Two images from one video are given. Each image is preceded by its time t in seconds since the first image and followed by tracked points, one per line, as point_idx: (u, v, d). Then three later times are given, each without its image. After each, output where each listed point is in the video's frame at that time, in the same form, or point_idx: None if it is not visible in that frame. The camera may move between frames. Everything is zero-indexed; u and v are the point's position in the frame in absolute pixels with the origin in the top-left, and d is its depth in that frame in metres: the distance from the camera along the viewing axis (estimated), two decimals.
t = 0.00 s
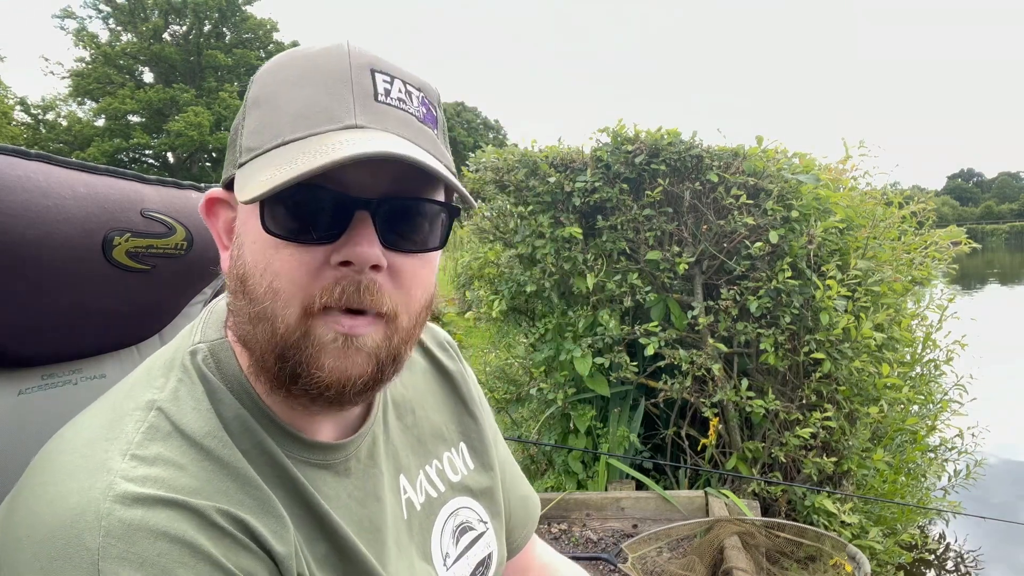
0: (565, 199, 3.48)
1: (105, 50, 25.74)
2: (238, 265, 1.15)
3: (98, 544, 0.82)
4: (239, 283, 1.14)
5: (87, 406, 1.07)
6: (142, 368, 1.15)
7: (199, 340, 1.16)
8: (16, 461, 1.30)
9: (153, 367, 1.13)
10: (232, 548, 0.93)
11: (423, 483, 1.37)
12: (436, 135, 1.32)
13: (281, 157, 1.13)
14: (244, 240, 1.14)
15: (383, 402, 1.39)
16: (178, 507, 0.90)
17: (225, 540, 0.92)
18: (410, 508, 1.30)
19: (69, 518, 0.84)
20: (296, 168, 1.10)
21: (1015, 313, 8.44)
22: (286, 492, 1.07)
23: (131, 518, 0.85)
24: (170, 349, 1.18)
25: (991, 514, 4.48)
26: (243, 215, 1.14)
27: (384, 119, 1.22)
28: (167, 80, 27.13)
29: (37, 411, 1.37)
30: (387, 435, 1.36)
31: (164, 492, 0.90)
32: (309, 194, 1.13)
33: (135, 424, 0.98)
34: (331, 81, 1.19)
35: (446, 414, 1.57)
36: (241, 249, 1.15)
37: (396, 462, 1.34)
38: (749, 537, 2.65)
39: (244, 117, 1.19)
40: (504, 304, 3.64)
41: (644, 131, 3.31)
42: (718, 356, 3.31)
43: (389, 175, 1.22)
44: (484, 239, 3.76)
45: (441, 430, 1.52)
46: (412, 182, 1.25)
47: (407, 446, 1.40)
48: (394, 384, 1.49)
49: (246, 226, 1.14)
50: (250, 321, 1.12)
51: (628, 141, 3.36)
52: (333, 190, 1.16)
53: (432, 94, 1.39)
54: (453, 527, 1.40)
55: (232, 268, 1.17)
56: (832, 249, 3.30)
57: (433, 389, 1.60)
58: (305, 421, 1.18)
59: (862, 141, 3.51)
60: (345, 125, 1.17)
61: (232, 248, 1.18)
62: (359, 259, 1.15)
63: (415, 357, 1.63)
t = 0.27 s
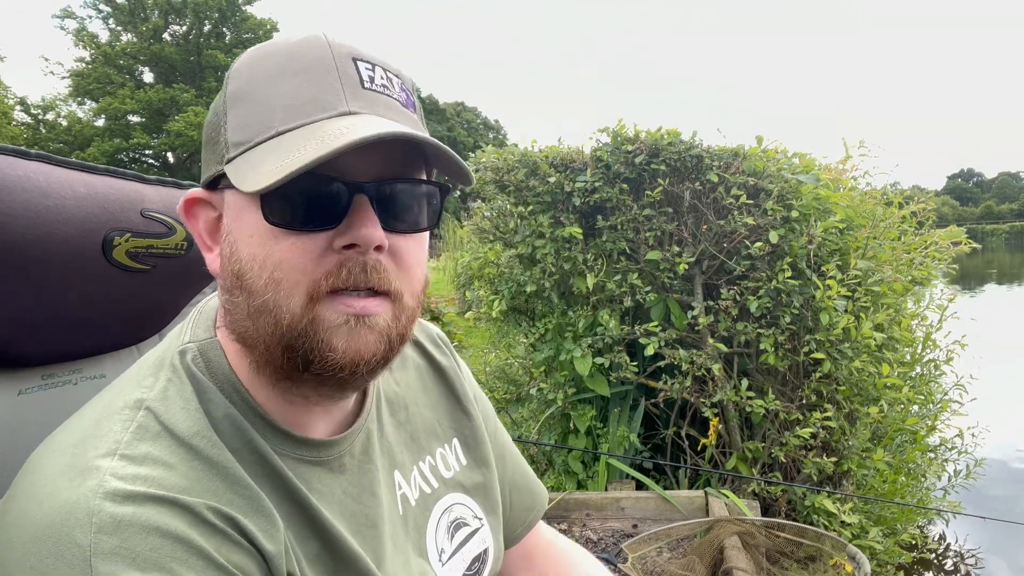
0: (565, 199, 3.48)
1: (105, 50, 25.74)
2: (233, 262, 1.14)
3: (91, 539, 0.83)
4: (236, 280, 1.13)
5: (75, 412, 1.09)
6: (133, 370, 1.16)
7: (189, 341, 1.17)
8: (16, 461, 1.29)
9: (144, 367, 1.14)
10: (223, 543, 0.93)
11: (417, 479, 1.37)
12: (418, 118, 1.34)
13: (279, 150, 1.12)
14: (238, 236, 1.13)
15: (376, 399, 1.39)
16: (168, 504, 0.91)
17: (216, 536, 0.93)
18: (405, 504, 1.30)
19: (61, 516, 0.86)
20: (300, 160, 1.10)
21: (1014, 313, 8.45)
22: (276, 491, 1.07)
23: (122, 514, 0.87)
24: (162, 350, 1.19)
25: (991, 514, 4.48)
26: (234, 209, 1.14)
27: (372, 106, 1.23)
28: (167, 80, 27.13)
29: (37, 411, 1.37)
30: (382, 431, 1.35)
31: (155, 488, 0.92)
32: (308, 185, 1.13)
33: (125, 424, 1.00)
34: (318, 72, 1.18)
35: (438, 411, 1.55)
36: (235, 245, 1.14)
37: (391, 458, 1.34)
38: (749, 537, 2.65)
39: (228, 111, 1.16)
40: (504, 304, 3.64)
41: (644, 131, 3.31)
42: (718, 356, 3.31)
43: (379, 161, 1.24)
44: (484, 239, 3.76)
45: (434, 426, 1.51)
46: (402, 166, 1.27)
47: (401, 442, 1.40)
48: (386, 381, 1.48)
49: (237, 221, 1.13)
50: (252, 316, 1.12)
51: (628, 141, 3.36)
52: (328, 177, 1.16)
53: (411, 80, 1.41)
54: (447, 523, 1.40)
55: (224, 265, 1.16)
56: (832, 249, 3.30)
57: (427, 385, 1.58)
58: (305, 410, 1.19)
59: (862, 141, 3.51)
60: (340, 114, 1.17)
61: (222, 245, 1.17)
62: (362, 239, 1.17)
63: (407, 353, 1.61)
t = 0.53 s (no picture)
0: (565, 199, 3.48)
1: (105, 50, 25.72)
2: (224, 254, 1.13)
3: (91, 526, 0.85)
4: (228, 272, 1.12)
5: (65, 413, 1.10)
6: (121, 368, 1.17)
7: (178, 338, 1.18)
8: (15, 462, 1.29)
9: (133, 365, 1.16)
10: (222, 525, 0.95)
11: (407, 470, 1.36)
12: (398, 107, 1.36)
13: (271, 139, 1.12)
14: (228, 228, 1.13)
15: (365, 392, 1.38)
16: (164, 490, 0.93)
17: (215, 520, 0.94)
18: (396, 494, 1.30)
19: (62, 507, 0.88)
20: (295, 146, 1.10)
21: (1015, 314, 8.45)
22: (270, 480, 1.07)
23: (120, 500, 0.88)
24: (152, 347, 1.20)
25: (991, 514, 4.48)
26: (222, 201, 1.13)
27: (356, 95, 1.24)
28: (167, 80, 27.12)
29: (36, 411, 1.36)
30: (371, 423, 1.34)
31: (150, 475, 0.93)
32: (301, 173, 1.14)
33: (116, 418, 1.02)
34: (303, 63, 1.19)
35: (425, 403, 1.54)
36: (225, 238, 1.13)
37: (381, 448, 1.33)
38: (749, 537, 2.65)
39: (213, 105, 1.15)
40: (503, 304, 3.63)
41: (644, 131, 3.31)
42: (718, 356, 3.31)
43: (363, 150, 1.26)
44: (484, 240, 3.76)
45: (421, 417, 1.51)
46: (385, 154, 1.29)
47: (390, 433, 1.39)
48: (373, 373, 1.47)
49: (226, 212, 1.13)
50: (246, 307, 1.11)
51: (628, 141, 3.36)
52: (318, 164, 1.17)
53: (387, 70, 1.42)
54: (439, 512, 1.39)
55: (212, 259, 1.15)
56: (832, 250, 3.30)
57: (414, 378, 1.57)
58: (300, 400, 1.19)
59: (862, 141, 3.51)
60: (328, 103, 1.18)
61: (210, 239, 1.16)
62: (354, 223, 1.19)
63: (394, 347, 1.60)
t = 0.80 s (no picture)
0: (565, 199, 3.48)
1: (105, 50, 25.72)
2: (212, 247, 1.13)
3: (79, 497, 0.87)
4: (217, 265, 1.13)
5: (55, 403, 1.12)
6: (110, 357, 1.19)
7: (166, 331, 1.18)
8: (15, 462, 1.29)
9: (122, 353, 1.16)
10: (208, 494, 0.96)
11: (398, 465, 1.36)
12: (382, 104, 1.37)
13: (263, 133, 1.12)
14: (216, 221, 1.13)
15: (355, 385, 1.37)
16: (148, 462, 0.94)
17: (200, 490, 0.96)
18: (385, 488, 1.29)
19: (47, 482, 0.89)
20: (288, 141, 1.10)
21: (1015, 313, 8.45)
22: (256, 458, 1.07)
23: (104, 472, 0.90)
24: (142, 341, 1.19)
25: (991, 514, 4.48)
26: (210, 195, 1.13)
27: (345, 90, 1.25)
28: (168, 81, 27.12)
29: (36, 412, 1.36)
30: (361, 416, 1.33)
31: (134, 449, 0.95)
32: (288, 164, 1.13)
33: (100, 399, 1.03)
34: (291, 59, 1.20)
35: (416, 398, 1.54)
36: (213, 231, 1.13)
37: (372, 443, 1.32)
38: (749, 536, 2.65)
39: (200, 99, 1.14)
40: (504, 304, 3.63)
41: (644, 131, 3.31)
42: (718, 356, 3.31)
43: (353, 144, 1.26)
44: (484, 240, 3.76)
45: (412, 412, 1.50)
46: (372, 148, 1.29)
47: (380, 428, 1.38)
48: (363, 368, 1.46)
49: (214, 205, 1.13)
50: (235, 299, 1.12)
51: (628, 141, 3.37)
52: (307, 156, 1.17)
53: (370, 68, 1.42)
54: (428, 507, 1.38)
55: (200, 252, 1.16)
56: (832, 250, 3.30)
57: (404, 374, 1.56)
58: (290, 392, 1.20)
59: (862, 141, 3.51)
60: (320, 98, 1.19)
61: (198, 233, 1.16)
62: (343, 214, 1.20)
63: (384, 343, 1.59)
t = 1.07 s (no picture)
0: (565, 199, 3.48)
1: (106, 50, 25.73)
2: (231, 247, 1.07)
3: (52, 489, 0.85)
4: (238, 267, 1.06)
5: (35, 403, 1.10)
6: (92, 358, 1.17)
7: (149, 329, 1.16)
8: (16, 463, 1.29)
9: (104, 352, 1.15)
10: (183, 491, 0.94)
11: (386, 459, 1.35)
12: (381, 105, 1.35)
13: (298, 140, 1.08)
14: (235, 220, 1.06)
15: (343, 382, 1.37)
16: (124, 458, 0.92)
17: (176, 486, 0.94)
18: (375, 482, 1.29)
19: (21, 476, 0.86)
20: (330, 156, 1.08)
21: (1015, 313, 8.46)
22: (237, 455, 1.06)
23: (80, 466, 0.88)
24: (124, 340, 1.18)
25: (992, 514, 4.48)
26: (228, 193, 1.06)
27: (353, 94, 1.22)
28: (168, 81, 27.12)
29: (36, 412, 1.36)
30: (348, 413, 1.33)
31: (111, 444, 0.93)
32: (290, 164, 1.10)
33: (79, 397, 1.02)
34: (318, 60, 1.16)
35: (402, 394, 1.54)
36: (231, 231, 1.06)
37: (359, 438, 1.32)
38: (749, 536, 2.66)
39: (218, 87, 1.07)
40: (504, 304, 3.63)
41: (644, 131, 3.31)
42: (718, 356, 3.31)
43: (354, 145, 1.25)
44: (484, 240, 3.76)
45: (399, 408, 1.50)
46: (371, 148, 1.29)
47: (367, 423, 1.38)
48: (349, 365, 1.45)
49: (234, 204, 1.06)
50: (258, 302, 1.08)
51: (628, 141, 3.37)
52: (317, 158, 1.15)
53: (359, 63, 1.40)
54: (416, 500, 1.36)
55: (211, 253, 1.08)
56: (832, 250, 3.30)
57: (391, 371, 1.56)
58: (282, 388, 1.18)
59: (862, 141, 3.51)
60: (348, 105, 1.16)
61: (207, 231, 1.09)
62: (366, 215, 1.18)
63: (371, 341, 1.59)
